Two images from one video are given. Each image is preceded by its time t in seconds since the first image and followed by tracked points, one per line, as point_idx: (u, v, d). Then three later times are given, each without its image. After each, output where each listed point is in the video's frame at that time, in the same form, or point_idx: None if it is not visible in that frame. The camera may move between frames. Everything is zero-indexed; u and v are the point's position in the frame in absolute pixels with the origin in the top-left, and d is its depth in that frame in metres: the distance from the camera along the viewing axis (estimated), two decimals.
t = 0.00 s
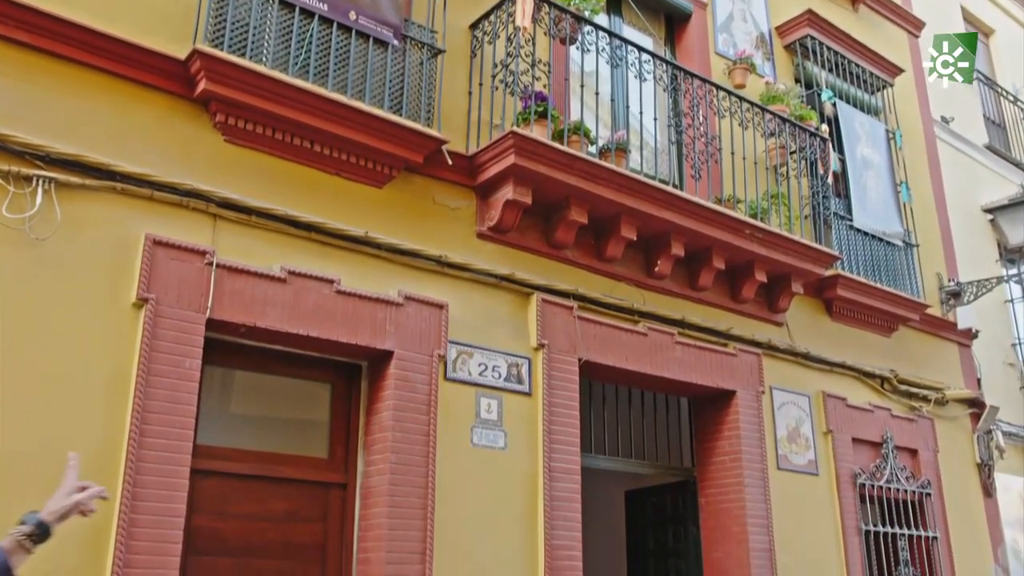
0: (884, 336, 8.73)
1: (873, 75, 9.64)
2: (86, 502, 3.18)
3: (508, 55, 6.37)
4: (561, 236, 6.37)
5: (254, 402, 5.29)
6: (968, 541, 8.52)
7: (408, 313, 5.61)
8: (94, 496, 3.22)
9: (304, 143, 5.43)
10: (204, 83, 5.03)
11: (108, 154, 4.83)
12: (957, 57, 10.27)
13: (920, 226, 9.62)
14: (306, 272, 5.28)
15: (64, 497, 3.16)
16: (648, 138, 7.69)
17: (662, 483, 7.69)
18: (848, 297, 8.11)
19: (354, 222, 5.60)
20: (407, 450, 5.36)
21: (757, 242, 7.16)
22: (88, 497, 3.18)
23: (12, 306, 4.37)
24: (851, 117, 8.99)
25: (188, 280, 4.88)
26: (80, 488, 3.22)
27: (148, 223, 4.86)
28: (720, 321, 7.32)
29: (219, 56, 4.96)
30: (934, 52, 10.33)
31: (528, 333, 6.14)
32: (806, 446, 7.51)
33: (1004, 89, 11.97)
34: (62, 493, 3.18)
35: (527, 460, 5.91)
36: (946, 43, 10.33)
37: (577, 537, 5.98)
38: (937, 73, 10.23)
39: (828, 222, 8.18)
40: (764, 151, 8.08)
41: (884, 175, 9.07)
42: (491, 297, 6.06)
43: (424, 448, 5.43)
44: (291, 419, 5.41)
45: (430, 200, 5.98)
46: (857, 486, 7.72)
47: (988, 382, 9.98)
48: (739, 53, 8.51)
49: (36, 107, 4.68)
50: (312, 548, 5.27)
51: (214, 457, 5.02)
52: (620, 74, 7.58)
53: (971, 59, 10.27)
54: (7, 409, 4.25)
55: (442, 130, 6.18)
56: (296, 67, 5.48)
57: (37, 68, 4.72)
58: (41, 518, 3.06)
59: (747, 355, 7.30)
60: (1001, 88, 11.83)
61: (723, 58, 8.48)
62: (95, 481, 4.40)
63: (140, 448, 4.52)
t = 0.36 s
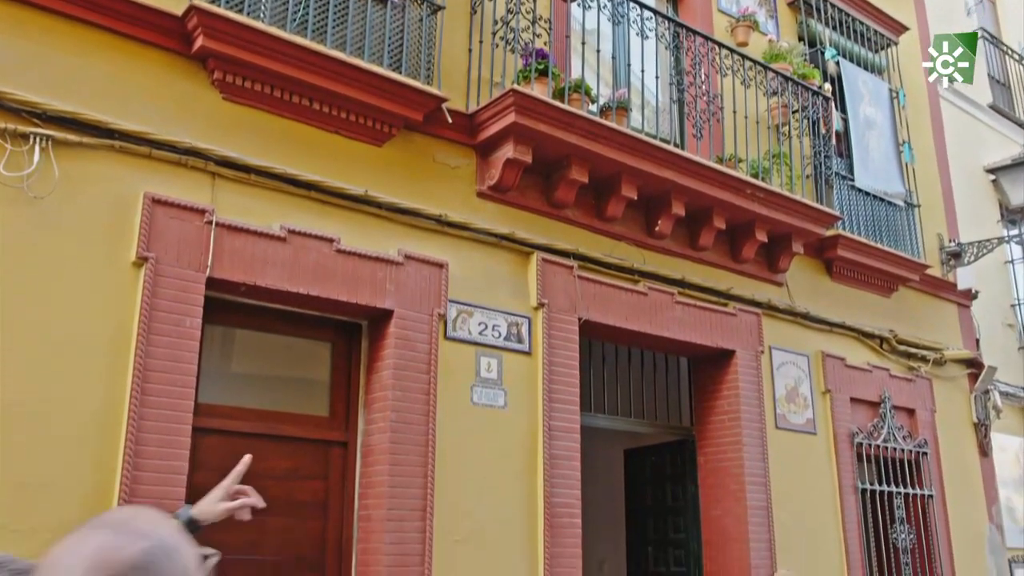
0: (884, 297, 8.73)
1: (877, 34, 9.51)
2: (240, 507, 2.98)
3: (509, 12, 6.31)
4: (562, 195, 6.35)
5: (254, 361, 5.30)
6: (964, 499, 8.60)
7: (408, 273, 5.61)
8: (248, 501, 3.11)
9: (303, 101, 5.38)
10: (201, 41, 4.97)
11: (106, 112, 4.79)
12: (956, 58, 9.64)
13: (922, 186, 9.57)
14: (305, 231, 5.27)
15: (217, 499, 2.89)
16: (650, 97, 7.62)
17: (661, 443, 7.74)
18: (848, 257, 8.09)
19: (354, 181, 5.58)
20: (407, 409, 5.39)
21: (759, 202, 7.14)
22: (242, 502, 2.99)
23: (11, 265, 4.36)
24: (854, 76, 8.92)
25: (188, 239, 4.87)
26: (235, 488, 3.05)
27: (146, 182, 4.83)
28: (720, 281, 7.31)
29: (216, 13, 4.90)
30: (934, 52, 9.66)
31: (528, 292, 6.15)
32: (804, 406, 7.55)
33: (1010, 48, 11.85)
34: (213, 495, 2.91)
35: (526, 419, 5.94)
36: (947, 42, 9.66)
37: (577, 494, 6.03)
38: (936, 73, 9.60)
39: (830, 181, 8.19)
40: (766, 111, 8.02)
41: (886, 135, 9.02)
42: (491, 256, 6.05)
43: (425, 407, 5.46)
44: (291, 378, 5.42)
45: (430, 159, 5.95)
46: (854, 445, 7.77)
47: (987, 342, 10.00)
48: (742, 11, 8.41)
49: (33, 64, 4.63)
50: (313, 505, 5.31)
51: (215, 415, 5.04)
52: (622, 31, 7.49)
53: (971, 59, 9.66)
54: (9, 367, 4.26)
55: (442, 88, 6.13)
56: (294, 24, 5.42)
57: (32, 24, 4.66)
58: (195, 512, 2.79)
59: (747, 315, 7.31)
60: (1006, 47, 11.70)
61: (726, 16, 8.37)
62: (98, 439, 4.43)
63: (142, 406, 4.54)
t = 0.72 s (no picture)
0: (884, 262, 8.71)
1: None
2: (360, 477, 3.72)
3: None
4: (562, 158, 6.31)
5: (254, 323, 5.30)
6: (960, 462, 8.67)
7: (408, 235, 5.60)
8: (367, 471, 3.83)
9: (302, 63, 5.34)
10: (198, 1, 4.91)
11: (103, 73, 4.74)
12: (957, 57, 9.64)
13: (924, 150, 9.53)
14: (305, 193, 5.26)
15: (343, 473, 3.63)
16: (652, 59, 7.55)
17: (659, 405, 7.77)
18: (849, 222, 8.07)
19: (353, 143, 5.54)
20: (408, 371, 5.41)
21: (760, 165, 7.11)
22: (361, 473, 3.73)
23: (9, 227, 4.35)
24: (857, 37, 8.82)
25: (187, 201, 4.86)
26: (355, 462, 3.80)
27: (145, 144, 4.80)
28: (720, 244, 7.29)
29: None
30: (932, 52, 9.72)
31: (528, 256, 6.14)
32: (803, 369, 7.57)
33: (1015, 10, 11.74)
34: (341, 467, 3.70)
35: (526, 382, 5.96)
36: (946, 43, 9.71)
37: (576, 456, 6.08)
38: (936, 73, 9.66)
39: (832, 144, 8.22)
40: (768, 73, 7.96)
41: (889, 98, 8.96)
42: (491, 219, 6.03)
43: (425, 370, 5.48)
44: (291, 340, 5.43)
45: (430, 121, 5.91)
46: (852, 408, 7.81)
47: (986, 306, 10.01)
48: None
49: (28, 24, 4.58)
50: (314, 466, 5.34)
51: (216, 377, 5.06)
52: None
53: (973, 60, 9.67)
54: (9, 328, 4.27)
55: (442, 49, 6.06)
56: None
57: None
58: (328, 487, 3.51)
59: (747, 279, 7.31)
60: (1012, 10, 11.60)
61: None
62: (100, 401, 4.45)
63: (143, 369, 4.56)
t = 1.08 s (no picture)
0: (885, 221, 8.68)
1: None
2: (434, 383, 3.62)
3: None
4: (562, 115, 6.27)
5: (253, 280, 5.30)
6: (957, 420, 8.73)
7: (408, 193, 5.58)
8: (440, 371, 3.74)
9: (299, 18, 5.27)
10: None
11: (99, 28, 4.69)
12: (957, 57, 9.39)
13: (927, 108, 9.46)
14: (304, 150, 5.23)
15: (416, 384, 3.52)
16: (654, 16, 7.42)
17: (658, 363, 7.80)
18: (851, 180, 8.04)
19: (353, 100, 5.50)
20: (408, 328, 5.42)
21: (762, 123, 7.08)
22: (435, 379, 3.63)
23: (7, 183, 4.32)
24: None
25: (185, 158, 4.83)
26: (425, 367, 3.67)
27: (142, 100, 4.76)
28: (721, 203, 7.26)
29: None
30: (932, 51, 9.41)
31: (528, 214, 6.12)
32: (803, 328, 7.59)
33: None
34: (412, 379, 3.55)
35: (526, 339, 5.97)
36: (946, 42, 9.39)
37: (576, 413, 6.11)
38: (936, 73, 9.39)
39: (835, 103, 8.24)
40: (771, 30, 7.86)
41: (893, 55, 8.83)
42: (491, 177, 6.01)
43: (425, 327, 5.49)
44: (291, 297, 5.43)
45: (430, 78, 5.86)
46: (850, 367, 7.85)
47: (986, 265, 10.01)
48: None
49: None
50: (315, 421, 5.36)
51: (216, 333, 5.07)
52: None
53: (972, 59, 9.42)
54: (8, 285, 4.26)
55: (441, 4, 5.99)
56: None
57: None
58: (407, 404, 3.40)
59: (747, 237, 7.30)
60: None
61: None
62: (100, 358, 4.45)
63: (143, 326, 4.56)
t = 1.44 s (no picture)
0: (887, 179, 8.64)
1: None
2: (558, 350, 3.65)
3: None
4: (562, 71, 6.22)
5: (253, 236, 5.28)
6: (954, 378, 8.77)
7: (408, 148, 5.55)
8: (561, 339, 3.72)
9: None
10: None
11: None
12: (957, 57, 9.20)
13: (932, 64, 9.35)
14: (303, 105, 5.18)
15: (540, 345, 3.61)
16: None
17: (659, 318, 7.82)
18: (853, 137, 7.98)
19: (351, 54, 5.44)
20: (407, 284, 5.42)
21: (764, 79, 7.05)
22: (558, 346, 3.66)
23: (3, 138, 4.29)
24: None
25: (182, 113, 4.79)
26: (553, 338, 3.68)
27: (138, 54, 4.71)
28: (722, 159, 7.23)
29: None
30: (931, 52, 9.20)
31: (528, 170, 6.09)
32: (802, 285, 7.59)
33: None
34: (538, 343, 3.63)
35: (526, 295, 5.98)
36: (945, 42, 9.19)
37: (575, 369, 6.14)
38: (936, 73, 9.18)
39: (839, 58, 8.18)
40: None
41: (897, 10, 8.80)
42: (491, 133, 5.96)
43: (424, 283, 5.49)
44: (291, 253, 5.42)
45: (430, 32, 5.79)
46: (849, 325, 7.87)
47: (986, 223, 9.99)
48: None
49: None
50: (315, 377, 5.37)
51: (215, 289, 5.06)
52: None
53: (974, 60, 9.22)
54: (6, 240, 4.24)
55: None
56: None
57: None
58: (522, 360, 3.54)
59: (748, 194, 7.28)
60: None
61: None
62: (101, 314, 4.46)
63: (143, 281, 4.57)
